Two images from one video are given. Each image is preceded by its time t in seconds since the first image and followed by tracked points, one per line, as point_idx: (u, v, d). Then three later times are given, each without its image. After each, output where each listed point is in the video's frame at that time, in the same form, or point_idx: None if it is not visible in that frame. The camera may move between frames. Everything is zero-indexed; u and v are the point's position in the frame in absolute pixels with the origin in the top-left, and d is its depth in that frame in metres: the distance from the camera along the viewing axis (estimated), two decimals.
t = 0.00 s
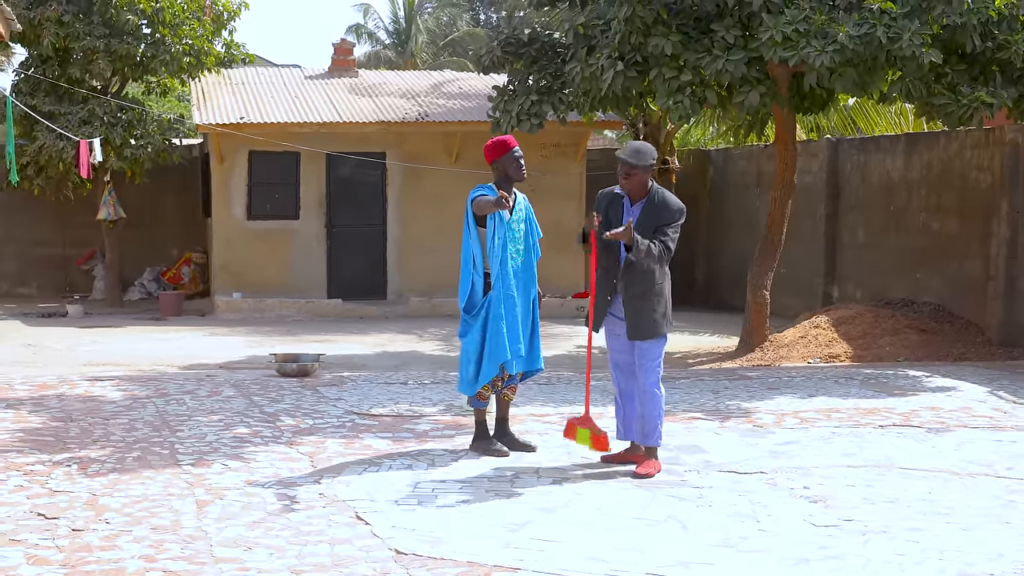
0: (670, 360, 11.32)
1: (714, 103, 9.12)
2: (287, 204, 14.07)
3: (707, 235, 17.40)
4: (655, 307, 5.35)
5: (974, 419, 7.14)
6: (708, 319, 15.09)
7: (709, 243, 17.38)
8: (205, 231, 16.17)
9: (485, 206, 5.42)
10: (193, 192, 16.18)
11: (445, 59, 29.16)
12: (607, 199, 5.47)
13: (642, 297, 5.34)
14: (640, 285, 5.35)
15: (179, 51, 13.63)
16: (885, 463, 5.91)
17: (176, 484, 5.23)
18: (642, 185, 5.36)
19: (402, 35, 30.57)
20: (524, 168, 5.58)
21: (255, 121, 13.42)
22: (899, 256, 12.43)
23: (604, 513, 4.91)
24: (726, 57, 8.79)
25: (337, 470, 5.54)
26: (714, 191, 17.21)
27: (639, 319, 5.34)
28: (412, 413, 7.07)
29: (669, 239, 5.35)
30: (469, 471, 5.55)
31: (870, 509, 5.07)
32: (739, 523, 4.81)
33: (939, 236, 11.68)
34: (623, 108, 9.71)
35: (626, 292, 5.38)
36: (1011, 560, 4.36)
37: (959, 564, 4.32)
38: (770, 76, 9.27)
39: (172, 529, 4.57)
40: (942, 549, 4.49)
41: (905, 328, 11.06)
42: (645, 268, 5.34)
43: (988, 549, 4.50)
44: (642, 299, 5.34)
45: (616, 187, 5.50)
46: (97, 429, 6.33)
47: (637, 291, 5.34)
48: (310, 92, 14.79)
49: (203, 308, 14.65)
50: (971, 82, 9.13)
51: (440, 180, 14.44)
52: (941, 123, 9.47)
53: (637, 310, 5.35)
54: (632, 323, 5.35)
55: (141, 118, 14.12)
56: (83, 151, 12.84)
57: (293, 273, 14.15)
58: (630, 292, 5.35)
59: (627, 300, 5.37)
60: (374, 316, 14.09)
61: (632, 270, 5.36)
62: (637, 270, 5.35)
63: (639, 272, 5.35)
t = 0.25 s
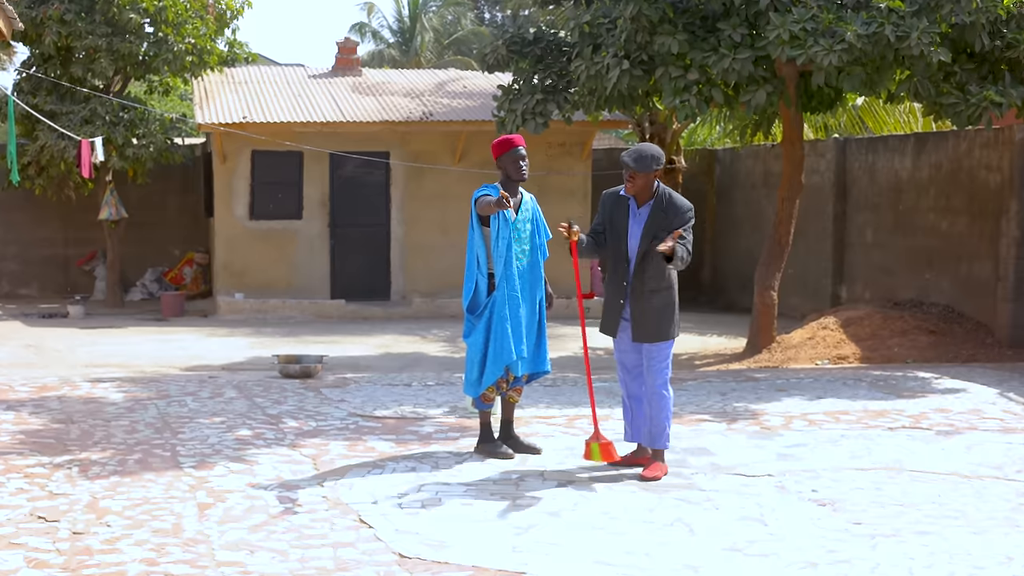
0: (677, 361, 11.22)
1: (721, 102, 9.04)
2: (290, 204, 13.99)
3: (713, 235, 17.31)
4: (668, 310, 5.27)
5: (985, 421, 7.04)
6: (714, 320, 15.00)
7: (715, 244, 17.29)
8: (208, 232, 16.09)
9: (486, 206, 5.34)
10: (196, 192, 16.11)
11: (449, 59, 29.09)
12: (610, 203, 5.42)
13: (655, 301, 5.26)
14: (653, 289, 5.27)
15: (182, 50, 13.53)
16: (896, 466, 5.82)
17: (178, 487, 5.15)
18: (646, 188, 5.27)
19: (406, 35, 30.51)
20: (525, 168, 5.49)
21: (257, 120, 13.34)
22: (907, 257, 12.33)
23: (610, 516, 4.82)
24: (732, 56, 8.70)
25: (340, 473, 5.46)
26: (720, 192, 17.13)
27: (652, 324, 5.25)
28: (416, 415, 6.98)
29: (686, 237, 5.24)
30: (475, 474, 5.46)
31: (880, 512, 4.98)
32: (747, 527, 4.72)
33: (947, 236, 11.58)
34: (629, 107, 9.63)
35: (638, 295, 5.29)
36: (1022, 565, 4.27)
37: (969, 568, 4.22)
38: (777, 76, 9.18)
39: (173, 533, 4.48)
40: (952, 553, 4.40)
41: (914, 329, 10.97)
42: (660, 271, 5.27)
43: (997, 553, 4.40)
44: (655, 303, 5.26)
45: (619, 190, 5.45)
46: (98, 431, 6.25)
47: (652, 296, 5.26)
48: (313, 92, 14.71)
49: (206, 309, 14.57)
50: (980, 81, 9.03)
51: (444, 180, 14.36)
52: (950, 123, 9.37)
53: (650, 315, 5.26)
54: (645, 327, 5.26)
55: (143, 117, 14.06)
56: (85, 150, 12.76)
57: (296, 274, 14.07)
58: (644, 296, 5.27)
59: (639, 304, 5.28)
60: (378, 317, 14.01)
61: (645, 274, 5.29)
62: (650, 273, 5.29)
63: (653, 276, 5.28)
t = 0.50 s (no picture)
0: (682, 361, 11.27)
1: (726, 103, 9.07)
2: (296, 205, 14.04)
3: (718, 236, 17.34)
4: (675, 309, 5.30)
5: (988, 421, 7.08)
6: (719, 320, 15.03)
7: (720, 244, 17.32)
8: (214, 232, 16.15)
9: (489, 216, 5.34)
10: (202, 193, 16.18)
11: (455, 59, 29.14)
12: (614, 204, 5.45)
13: (662, 300, 5.29)
14: (659, 288, 5.31)
15: (188, 51, 13.62)
16: (898, 466, 5.86)
17: (186, 486, 5.20)
18: (645, 179, 5.29)
19: (412, 35, 30.58)
20: (531, 168, 5.50)
21: (263, 122, 13.39)
22: (912, 258, 12.36)
23: (615, 516, 4.86)
24: (738, 57, 8.73)
25: (346, 472, 5.51)
26: (725, 192, 17.16)
27: (658, 322, 5.28)
28: (422, 415, 7.04)
29: (688, 233, 5.24)
30: (480, 473, 5.51)
31: (882, 511, 5.01)
32: (749, 526, 4.76)
33: (951, 237, 11.61)
34: (634, 108, 9.66)
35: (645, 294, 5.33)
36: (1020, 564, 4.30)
37: (969, 567, 4.26)
38: (783, 76, 9.21)
39: (181, 531, 4.54)
40: (954, 552, 4.44)
41: (918, 330, 11.00)
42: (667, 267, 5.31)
43: (996, 552, 4.44)
44: (662, 301, 5.29)
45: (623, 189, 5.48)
46: (106, 430, 6.31)
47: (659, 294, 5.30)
48: (319, 92, 14.77)
49: (213, 309, 14.64)
50: (985, 82, 9.06)
51: (450, 181, 14.42)
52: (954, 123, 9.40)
53: (657, 314, 5.30)
54: (650, 326, 5.29)
55: (149, 118, 14.16)
56: (92, 151, 12.82)
57: (302, 274, 14.13)
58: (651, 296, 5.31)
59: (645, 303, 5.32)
60: (384, 317, 14.07)
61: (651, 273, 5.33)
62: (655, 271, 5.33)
63: (659, 274, 5.32)
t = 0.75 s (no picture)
0: (686, 362, 11.27)
1: (730, 104, 9.07)
2: (301, 205, 14.07)
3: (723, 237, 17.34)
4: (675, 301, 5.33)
5: (992, 422, 7.07)
6: (724, 321, 15.02)
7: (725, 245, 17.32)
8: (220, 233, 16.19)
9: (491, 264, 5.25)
10: (208, 194, 16.22)
11: (460, 61, 29.17)
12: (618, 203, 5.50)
13: (662, 292, 5.32)
14: (658, 280, 5.33)
15: (194, 53, 13.65)
16: (902, 466, 5.86)
17: (191, 486, 5.22)
18: (644, 176, 5.32)
19: (417, 36, 30.62)
20: (542, 168, 5.47)
21: (269, 123, 13.41)
22: (916, 258, 12.35)
23: (619, 516, 4.87)
24: (742, 58, 8.72)
25: (351, 472, 5.53)
26: (730, 193, 17.16)
27: (661, 314, 5.31)
28: (426, 415, 7.05)
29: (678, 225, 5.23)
30: (484, 474, 5.52)
31: (887, 512, 5.02)
32: (754, 527, 4.76)
33: (956, 238, 11.60)
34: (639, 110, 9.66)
35: (644, 287, 5.35)
36: None
37: (975, 568, 4.26)
38: (787, 78, 9.21)
39: (186, 531, 4.56)
40: (959, 553, 4.44)
41: (923, 331, 11.00)
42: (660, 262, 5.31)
43: (1003, 553, 4.44)
44: (662, 294, 5.32)
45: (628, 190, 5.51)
46: (111, 431, 6.33)
47: (660, 285, 5.31)
48: (324, 94, 14.79)
49: (219, 309, 14.70)
50: (989, 83, 9.05)
51: (454, 182, 14.44)
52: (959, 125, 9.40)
53: (659, 306, 5.33)
54: (654, 319, 5.31)
55: (155, 119, 14.16)
56: (98, 152, 12.85)
57: (308, 274, 14.15)
58: (651, 288, 5.33)
59: (646, 295, 5.34)
60: (389, 318, 14.09)
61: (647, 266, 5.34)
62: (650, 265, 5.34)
63: (654, 267, 5.34)
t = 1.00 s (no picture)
0: (688, 362, 11.26)
1: (732, 104, 9.07)
2: (303, 206, 14.07)
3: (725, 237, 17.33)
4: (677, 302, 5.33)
5: (994, 422, 7.06)
6: (725, 321, 15.01)
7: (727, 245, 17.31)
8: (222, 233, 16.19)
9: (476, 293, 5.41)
10: (210, 194, 16.23)
11: (462, 61, 29.19)
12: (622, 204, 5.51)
13: (663, 292, 5.32)
14: (661, 281, 5.33)
15: (196, 53, 13.66)
16: (904, 467, 5.85)
17: (192, 486, 5.22)
18: (648, 178, 5.31)
19: (419, 37, 30.63)
20: (547, 168, 5.46)
21: (272, 123, 13.41)
22: (918, 258, 12.34)
23: (621, 516, 4.87)
24: (744, 58, 8.72)
25: (353, 472, 5.53)
26: (732, 193, 17.16)
27: (663, 314, 5.31)
28: (428, 415, 7.05)
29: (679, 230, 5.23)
30: (486, 474, 5.52)
31: (889, 512, 5.01)
32: (756, 527, 4.76)
33: (958, 238, 11.59)
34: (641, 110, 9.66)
35: (646, 287, 5.36)
36: None
37: (976, 568, 4.26)
38: (789, 78, 9.21)
39: (187, 531, 4.56)
40: (961, 553, 4.44)
41: (925, 331, 11.00)
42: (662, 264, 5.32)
43: (1005, 553, 4.44)
44: (665, 294, 5.32)
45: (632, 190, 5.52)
46: (113, 431, 6.33)
47: (661, 286, 5.32)
48: (327, 94, 14.79)
49: (221, 309, 14.70)
50: (991, 84, 9.05)
51: (456, 183, 14.43)
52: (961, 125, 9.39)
53: (660, 306, 5.33)
54: (655, 319, 5.32)
55: (157, 119, 14.21)
56: (100, 152, 12.85)
57: (310, 274, 14.15)
58: (651, 288, 5.34)
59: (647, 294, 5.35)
60: (391, 318, 14.09)
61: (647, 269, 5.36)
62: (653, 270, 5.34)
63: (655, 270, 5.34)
